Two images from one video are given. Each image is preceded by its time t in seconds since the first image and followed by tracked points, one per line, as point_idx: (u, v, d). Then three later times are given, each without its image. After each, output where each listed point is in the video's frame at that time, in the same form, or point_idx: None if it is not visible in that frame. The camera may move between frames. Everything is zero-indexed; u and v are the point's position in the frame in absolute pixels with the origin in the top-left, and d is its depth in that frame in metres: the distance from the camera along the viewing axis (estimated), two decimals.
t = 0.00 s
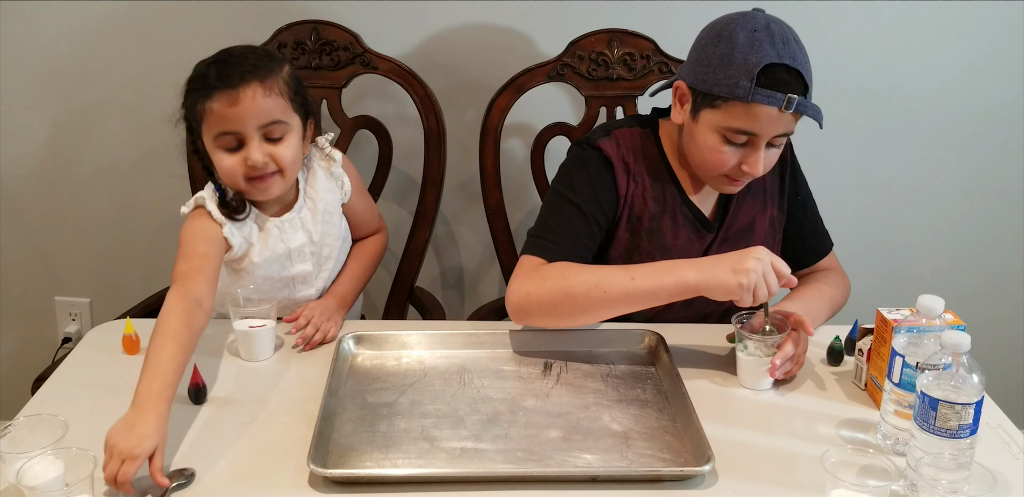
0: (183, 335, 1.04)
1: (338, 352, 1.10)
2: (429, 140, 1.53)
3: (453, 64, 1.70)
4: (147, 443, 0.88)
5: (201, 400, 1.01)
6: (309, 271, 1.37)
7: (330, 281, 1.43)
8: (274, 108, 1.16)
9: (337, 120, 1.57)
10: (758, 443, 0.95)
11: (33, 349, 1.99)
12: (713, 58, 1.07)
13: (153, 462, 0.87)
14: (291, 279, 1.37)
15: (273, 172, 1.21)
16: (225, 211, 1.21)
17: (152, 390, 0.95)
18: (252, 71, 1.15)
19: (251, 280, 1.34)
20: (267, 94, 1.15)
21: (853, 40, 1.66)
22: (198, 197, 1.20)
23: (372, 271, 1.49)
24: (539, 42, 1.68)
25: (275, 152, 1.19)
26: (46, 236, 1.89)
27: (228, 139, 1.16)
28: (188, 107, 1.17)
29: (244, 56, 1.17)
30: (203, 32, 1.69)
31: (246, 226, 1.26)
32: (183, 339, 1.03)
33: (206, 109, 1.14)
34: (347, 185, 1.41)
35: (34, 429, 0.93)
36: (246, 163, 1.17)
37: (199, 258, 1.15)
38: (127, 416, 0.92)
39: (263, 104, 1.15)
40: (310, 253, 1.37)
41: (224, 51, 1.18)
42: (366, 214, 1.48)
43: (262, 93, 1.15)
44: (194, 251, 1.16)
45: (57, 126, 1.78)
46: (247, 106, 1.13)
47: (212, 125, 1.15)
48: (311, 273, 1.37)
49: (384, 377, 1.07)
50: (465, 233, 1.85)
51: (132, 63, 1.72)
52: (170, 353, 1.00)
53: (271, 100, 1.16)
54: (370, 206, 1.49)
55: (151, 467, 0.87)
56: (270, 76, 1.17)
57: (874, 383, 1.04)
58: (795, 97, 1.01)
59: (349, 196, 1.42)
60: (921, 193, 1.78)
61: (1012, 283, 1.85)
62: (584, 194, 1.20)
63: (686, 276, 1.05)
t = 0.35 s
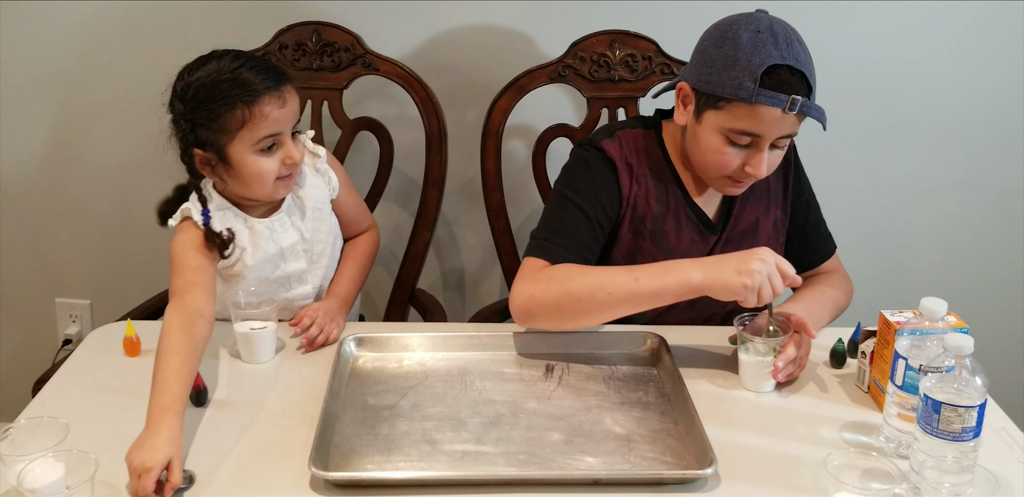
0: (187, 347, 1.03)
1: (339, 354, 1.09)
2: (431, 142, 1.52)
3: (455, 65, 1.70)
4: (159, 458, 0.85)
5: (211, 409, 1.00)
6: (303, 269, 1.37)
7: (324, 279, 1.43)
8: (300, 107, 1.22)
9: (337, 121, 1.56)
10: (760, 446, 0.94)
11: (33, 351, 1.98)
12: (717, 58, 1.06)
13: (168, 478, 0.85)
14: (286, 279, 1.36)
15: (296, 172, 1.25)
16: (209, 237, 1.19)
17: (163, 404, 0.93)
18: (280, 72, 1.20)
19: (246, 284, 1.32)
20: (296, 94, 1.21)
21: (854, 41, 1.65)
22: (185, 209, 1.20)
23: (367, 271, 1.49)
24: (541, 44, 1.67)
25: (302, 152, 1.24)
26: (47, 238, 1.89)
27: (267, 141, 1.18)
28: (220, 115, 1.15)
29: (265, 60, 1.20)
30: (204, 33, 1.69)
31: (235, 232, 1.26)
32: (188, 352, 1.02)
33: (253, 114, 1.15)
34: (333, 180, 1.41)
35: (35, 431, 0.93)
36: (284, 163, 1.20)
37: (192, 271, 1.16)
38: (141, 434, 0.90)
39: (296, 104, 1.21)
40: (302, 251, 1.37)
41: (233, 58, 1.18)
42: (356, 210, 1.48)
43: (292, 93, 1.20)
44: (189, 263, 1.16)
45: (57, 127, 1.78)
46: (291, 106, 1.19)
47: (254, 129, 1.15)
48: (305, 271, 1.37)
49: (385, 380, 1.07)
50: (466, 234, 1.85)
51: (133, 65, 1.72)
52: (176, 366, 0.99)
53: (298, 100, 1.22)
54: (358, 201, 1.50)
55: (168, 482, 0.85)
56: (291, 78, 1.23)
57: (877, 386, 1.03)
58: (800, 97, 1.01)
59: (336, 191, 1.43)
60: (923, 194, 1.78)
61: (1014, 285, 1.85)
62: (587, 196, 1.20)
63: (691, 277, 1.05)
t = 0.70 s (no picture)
0: (194, 343, 1.03)
1: (339, 354, 1.09)
2: (431, 141, 1.52)
3: (455, 65, 1.70)
4: (173, 455, 0.86)
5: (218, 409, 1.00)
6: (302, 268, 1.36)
7: (325, 280, 1.43)
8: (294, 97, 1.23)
9: (338, 121, 1.56)
10: (760, 446, 0.95)
11: (33, 351, 1.98)
12: (721, 59, 1.06)
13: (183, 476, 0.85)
14: (285, 279, 1.36)
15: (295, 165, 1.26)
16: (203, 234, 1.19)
17: (175, 401, 0.94)
18: (272, 63, 1.21)
19: (246, 283, 1.32)
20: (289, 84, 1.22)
21: (854, 41, 1.65)
22: (180, 206, 1.20)
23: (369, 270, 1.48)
24: (541, 44, 1.67)
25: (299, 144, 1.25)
26: (46, 237, 1.89)
27: (263, 131, 1.18)
28: (215, 106, 1.16)
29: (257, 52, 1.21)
30: (204, 33, 1.69)
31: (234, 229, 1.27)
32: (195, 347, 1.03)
33: (250, 104, 1.16)
34: (333, 179, 1.42)
35: (35, 431, 0.93)
36: (281, 153, 1.21)
37: (194, 267, 1.16)
38: (152, 431, 0.90)
39: (289, 93, 1.21)
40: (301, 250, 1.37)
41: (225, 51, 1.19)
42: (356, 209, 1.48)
43: (285, 82, 1.21)
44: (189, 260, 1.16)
45: (57, 127, 1.78)
46: (286, 96, 1.20)
47: (249, 117, 1.16)
48: (304, 270, 1.37)
49: (386, 379, 1.07)
50: (466, 234, 1.85)
51: (133, 64, 1.72)
52: (184, 363, 0.99)
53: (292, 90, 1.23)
54: (358, 200, 1.49)
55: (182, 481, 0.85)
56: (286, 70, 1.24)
57: (877, 386, 1.04)
58: (803, 100, 1.01)
59: (335, 191, 1.43)
60: (923, 194, 1.78)
61: (1013, 285, 1.85)
62: (585, 191, 1.21)
63: (684, 273, 1.05)
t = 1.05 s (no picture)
0: (195, 343, 1.04)
1: (337, 354, 1.09)
2: (430, 141, 1.52)
3: (454, 65, 1.69)
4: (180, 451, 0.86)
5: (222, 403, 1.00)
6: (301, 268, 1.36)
7: (325, 278, 1.43)
8: (289, 100, 1.22)
9: (337, 121, 1.56)
10: (760, 447, 0.94)
11: (32, 351, 1.98)
12: (714, 55, 1.06)
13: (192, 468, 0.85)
14: (284, 278, 1.35)
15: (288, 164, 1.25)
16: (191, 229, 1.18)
17: (180, 400, 0.94)
18: (267, 65, 1.20)
19: (246, 282, 1.32)
20: (284, 88, 1.21)
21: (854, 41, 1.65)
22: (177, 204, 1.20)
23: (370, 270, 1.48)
24: (541, 44, 1.67)
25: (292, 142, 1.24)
26: (45, 237, 1.89)
27: (252, 134, 1.18)
28: (204, 105, 1.15)
29: (254, 53, 1.20)
30: (203, 33, 1.69)
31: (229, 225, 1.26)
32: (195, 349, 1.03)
33: (238, 105, 1.15)
34: (334, 179, 1.41)
35: (33, 431, 0.93)
36: (270, 156, 1.20)
37: (191, 267, 1.16)
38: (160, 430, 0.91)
39: (283, 96, 1.20)
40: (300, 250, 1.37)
41: (221, 50, 1.18)
42: (356, 208, 1.48)
43: (280, 85, 1.20)
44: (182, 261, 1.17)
45: (56, 126, 1.78)
46: (276, 97, 1.18)
47: (238, 119, 1.16)
48: (302, 269, 1.36)
49: (385, 380, 1.06)
50: (466, 234, 1.85)
51: (132, 64, 1.72)
52: (186, 363, 1.00)
53: (286, 93, 1.22)
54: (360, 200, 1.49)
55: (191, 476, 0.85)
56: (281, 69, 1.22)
57: (877, 386, 1.03)
58: (794, 97, 1.01)
59: (337, 190, 1.42)
60: (923, 195, 1.78)
61: (1013, 285, 1.85)
62: (585, 190, 1.20)
63: (685, 273, 1.05)
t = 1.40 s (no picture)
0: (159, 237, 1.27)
1: (337, 354, 1.09)
2: (430, 141, 1.52)
3: (454, 65, 1.69)
4: (198, 233, 1.16)
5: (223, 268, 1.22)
6: (289, 252, 1.40)
7: (318, 275, 1.44)
8: (294, 136, 1.23)
9: (337, 121, 1.56)
10: (761, 447, 0.94)
11: (31, 350, 1.98)
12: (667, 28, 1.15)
13: (210, 235, 1.15)
14: (273, 257, 1.41)
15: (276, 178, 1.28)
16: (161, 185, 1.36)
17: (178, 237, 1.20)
18: (283, 101, 1.20)
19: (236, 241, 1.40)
20: (291, 126, 1.22)
21: (854, 41, 1.65)
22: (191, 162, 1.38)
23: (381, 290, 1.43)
24: (541, 43, 1.67)
25: (284, 166, 1.26)
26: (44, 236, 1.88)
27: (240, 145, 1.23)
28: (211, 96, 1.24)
29: (276, 84, 1.20)
30: (203, 32, 1.69)
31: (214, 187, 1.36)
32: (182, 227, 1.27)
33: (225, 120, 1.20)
34: (352, 183, 1.43)
35: (32, 431, 0.92)
36: (254, 169, 1.25)
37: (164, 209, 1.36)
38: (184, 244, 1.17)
39: (286, 134, 1.22)
40: (292, 234, 1.41)
41: (252, 67, 1.21)
42: (372, 221, 1.48)
43: (286, 124, 1.21)
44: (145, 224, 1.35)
45: (56, 126, 1.78)
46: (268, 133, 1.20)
47: (230, 132, 1.21)
48: (291, 254, 1.41)
49: (384, 379, 1.06)
50: (466, 234, 1.85)
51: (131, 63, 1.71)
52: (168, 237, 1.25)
53: (293, 130, 1.23)
54: (380, 218, 1.49)
55: (211, 243, 1.15)
56: (295, 107, 1.22)
57: (878, 387, 1.03)
58: (676, 63, 1.07)
59: (352, 198, 1.44)
60: (923, 195, 1.78)
61: (1013, 286, 1.84)
62: (582, 191, 1.22)
63: (688, 274, 1.04)
